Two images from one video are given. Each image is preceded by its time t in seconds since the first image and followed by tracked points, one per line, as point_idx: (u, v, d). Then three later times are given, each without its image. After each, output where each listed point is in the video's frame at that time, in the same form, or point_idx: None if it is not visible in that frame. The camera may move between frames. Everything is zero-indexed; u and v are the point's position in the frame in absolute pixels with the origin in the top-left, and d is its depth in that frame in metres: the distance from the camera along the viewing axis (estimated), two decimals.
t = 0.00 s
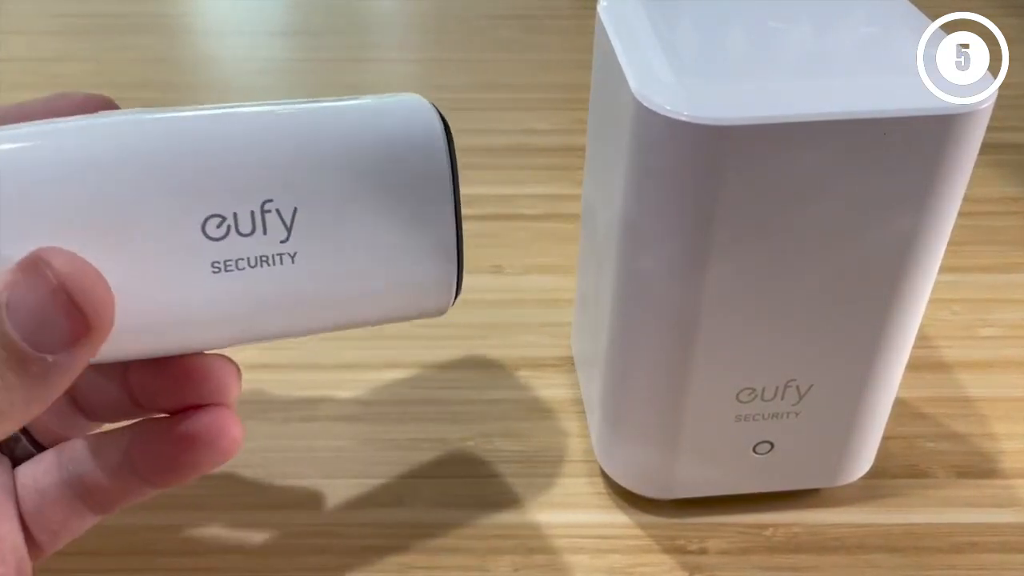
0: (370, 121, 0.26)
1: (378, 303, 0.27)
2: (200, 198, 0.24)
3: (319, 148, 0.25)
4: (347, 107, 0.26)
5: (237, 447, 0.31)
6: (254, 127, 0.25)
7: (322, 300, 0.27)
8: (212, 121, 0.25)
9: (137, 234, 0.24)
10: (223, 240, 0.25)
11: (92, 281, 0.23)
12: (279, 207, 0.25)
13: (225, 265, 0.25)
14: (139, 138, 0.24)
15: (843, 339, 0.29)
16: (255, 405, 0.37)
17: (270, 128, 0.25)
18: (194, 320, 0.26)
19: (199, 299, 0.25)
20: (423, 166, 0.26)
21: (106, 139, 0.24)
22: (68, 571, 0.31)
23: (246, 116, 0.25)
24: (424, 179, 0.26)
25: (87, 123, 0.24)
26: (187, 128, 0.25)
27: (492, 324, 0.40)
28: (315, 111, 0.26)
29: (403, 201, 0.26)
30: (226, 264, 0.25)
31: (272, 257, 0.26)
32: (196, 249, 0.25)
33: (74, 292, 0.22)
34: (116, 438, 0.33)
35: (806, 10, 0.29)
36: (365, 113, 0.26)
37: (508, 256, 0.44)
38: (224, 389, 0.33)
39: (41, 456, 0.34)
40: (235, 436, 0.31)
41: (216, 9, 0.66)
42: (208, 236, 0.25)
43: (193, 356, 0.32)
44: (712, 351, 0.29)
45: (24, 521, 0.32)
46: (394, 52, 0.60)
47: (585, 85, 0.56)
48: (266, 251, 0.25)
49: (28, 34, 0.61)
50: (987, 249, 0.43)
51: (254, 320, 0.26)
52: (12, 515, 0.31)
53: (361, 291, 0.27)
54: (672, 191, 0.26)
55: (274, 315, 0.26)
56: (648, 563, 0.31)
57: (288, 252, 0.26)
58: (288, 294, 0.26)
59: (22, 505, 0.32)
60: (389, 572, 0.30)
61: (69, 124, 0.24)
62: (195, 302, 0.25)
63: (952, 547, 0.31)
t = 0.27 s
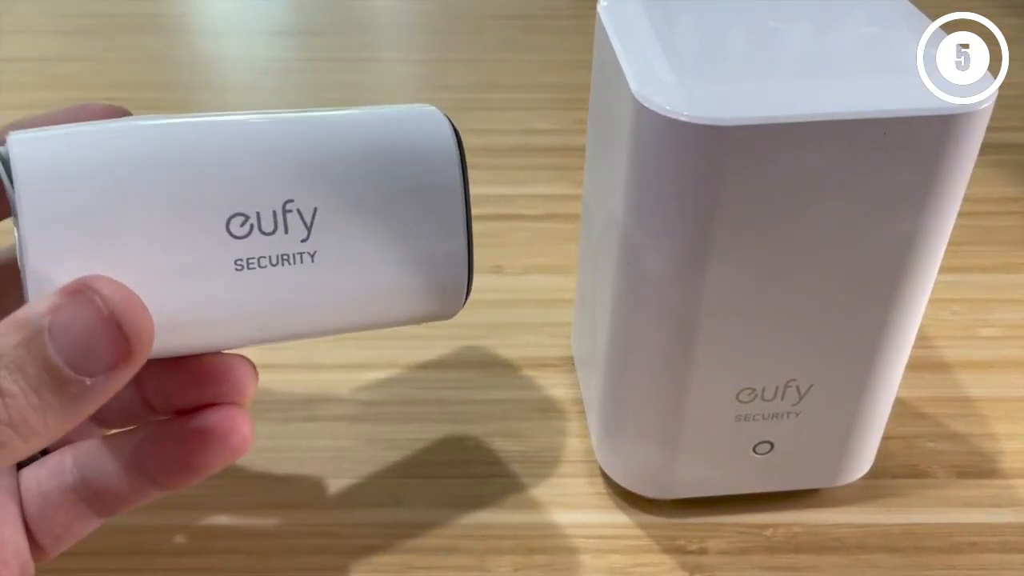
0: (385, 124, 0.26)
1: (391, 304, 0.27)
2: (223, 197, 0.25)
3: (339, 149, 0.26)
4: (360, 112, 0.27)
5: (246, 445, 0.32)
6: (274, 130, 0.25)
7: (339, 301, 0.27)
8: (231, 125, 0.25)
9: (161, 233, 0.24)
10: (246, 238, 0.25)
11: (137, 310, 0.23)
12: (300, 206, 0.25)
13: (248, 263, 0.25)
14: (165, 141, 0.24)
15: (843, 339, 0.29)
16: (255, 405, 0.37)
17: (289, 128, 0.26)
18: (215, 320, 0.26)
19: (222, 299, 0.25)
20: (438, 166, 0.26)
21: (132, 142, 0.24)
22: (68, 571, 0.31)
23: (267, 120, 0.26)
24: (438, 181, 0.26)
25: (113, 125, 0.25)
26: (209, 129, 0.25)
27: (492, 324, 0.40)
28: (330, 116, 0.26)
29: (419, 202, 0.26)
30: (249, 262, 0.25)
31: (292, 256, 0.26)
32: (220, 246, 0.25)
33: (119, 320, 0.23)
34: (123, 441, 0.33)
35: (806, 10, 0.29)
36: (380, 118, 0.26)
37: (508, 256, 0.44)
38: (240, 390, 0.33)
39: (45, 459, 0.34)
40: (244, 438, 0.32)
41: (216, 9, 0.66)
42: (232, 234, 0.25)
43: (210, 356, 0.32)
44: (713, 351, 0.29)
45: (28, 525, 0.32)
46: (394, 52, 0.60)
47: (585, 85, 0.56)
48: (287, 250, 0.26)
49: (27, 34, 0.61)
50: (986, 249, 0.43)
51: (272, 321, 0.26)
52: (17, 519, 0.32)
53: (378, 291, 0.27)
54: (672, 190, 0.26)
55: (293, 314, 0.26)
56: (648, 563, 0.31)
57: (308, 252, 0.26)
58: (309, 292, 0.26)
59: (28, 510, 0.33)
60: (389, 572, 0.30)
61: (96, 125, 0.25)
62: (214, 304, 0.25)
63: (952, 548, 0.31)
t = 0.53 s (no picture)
0: (398, 132, 0.26)
1: (402, 313, 0.27)
2: (235, 207, 0.25)
3: (351, 158, 0.26)
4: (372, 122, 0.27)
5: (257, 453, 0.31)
6: (284, 139, 0.25)
7: (348, 309, 0.27)
8: (243, 135, 0.25)
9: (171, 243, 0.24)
10: (256, 248, 0.25)
11: (149, 313, 0.23)
12: (310, 216, 0.25)
13: (257, 273, 0.25)
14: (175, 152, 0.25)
15: (844, 339, 0.29)
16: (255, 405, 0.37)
17: (300, 139, 0.26)
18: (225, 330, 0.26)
19: (233, 309, 0.25)
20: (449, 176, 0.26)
21: (144, 154, 0.24)
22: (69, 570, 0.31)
23: (280, 130, 0.26)
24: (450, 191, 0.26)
25: (127, 138, 0.25)
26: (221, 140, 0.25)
27: (492, 324, 0.40)
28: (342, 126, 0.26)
29: (430, 211, 0.26)
30: (258, 272, 0.25)
31: (302, 265, 0.26)
32: (230, 257, 0.25)
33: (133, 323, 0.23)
34: (133, 448, 0.33)
35: (806, 10, 0.29)
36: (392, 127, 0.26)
37: (508, 256, 0.44)
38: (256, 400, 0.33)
39: (54, 466, 0.34)
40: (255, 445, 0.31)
41: (216, 9, 0.66)
42: (242, 245, 0.25)
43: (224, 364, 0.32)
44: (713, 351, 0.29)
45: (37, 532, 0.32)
46: (394, 52, 0.60)
47: (585, 85, 0.56)
48: (297, 259, 0.26)
49: (27, 33, 0.61)
50: (986, 249, 0.43)
51: (283, 329, 0.26)
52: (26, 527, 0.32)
53: (388, 300, 0.27)
54: (672, 191, 0.26)
55: (303, 323, 0.26)
56: (648, 563, 0.31)
57: (319, 261, 0.26)
58: (318, 301, 0.26)
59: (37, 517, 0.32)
60: (388, 572, 0.30)
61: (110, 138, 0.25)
62: (225, 314, 0.25)
63: (952, 547, 0.31)
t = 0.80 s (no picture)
0: (390, 115, 0.26)
1: (397, 298, 0.27)
2: (230, 201, 0.24)
3: (349, 149, 0.25)
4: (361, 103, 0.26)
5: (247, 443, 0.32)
6: (276, 125, 0.25)
7: (344, 300, 0.27)
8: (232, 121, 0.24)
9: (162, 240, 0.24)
10: (249, 244, 0.25)
11: (142, 319, 0.23)
12: (305, 209, 0.25)
13: (251, 269, 0.25)
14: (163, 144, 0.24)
15: (843, 339, 0.29)
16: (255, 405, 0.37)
17: (293, 125, 0.25)
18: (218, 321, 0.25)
19: (229, 302, 0.25)
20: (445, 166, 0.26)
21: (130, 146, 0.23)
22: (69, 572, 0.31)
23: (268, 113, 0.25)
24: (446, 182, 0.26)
25: (110, 123, 0.24)
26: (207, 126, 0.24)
27: (492, 324, 0.40)
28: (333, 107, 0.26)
29: (425, 201, 0.26)
30: (253, 267, 0.25)
31: (297, 259, 0.25)
32: (224, 253, 0.25)
33: (125, 331, 0.23)
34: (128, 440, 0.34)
35: (806, 10, 0.29)
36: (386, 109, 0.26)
37: (508, 257, 0.44)
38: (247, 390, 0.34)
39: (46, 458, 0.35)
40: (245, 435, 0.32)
41: (216, 9, 0.66)
42: (236, 241, 0.25)
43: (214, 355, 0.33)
44: (712, 351, 0.29)
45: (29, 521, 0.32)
46: (394, 52, 0.60)
47: (585, 85, 0.56)
48: (292, 253, 0.25)
49: (27, 33, 0.61)
50: (986, 249, 0.43)
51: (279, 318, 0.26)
52: (16, 516, 0.32)
53: (382, 288, 0.27)
54: (671, 191, 0.26)
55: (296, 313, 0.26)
56: (648, 563, 0.31)
57: (314, 254, 0.26)
58: (313, 292, 0.26)
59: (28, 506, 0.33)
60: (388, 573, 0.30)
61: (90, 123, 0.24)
62: (216, 308, 0.25)
63: (952, 547, 0.31)
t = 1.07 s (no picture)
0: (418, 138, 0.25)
1: (425, 324, 0.26)
2: (255, 226, 0.23)
3: (383, 172, 0.24)
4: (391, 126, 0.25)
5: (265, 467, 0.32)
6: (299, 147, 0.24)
7: (370, 322, 0.25)
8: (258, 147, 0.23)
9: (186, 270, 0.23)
10: (275, 267, 0.24)
11: (173, 348, 0.23)
12: (332, 232, 0.24)
13: (277, 292, 0.24)
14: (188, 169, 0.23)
15: (843, 339, 0.29)
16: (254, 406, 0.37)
17: (326, 149, 0.24)
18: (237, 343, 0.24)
19: (252, 327, 0.24)
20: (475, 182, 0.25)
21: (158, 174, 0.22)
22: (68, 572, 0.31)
23: (295, 138, 0.24)
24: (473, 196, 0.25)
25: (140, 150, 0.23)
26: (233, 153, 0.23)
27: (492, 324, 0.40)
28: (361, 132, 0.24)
29: (452, 216, 0.25)
30: (279, 291, 0.24)
31: (324, 282, 0.24)
32: (247, 278, 0.23)
33: (156, 360, 0.23)
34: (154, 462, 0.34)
35: (806, 10, 0.29)
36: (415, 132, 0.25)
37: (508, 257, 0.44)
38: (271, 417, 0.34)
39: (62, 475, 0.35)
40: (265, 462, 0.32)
41: (216, 9, 0.66)
42: (261, 265, 0.23)
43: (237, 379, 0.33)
44: (713, 351, 0.29)
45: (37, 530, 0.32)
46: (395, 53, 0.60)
47: (584, 85, 0.56)
48: (318, 276, 0.24)
49: (27, 33, 0.61)
50: (985, 249, 0.43)
51: (303, 344, 0.25)
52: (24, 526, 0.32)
53: (408, 307, 0.25)
54: (671, 190, 0.26)
55: (320, 338, 0.25)
56: (648, 563, 0.31)
57: (340, 277, 0.24)
58: (339, 316, 0.25)
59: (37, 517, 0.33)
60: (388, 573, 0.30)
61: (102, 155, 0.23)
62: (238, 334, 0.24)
63: (952, 548, 0.31)
